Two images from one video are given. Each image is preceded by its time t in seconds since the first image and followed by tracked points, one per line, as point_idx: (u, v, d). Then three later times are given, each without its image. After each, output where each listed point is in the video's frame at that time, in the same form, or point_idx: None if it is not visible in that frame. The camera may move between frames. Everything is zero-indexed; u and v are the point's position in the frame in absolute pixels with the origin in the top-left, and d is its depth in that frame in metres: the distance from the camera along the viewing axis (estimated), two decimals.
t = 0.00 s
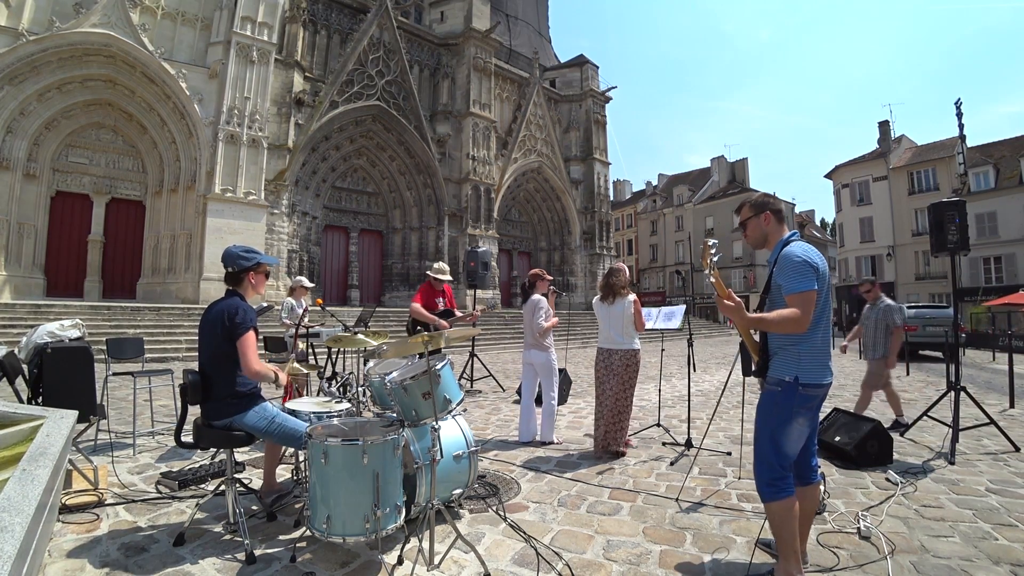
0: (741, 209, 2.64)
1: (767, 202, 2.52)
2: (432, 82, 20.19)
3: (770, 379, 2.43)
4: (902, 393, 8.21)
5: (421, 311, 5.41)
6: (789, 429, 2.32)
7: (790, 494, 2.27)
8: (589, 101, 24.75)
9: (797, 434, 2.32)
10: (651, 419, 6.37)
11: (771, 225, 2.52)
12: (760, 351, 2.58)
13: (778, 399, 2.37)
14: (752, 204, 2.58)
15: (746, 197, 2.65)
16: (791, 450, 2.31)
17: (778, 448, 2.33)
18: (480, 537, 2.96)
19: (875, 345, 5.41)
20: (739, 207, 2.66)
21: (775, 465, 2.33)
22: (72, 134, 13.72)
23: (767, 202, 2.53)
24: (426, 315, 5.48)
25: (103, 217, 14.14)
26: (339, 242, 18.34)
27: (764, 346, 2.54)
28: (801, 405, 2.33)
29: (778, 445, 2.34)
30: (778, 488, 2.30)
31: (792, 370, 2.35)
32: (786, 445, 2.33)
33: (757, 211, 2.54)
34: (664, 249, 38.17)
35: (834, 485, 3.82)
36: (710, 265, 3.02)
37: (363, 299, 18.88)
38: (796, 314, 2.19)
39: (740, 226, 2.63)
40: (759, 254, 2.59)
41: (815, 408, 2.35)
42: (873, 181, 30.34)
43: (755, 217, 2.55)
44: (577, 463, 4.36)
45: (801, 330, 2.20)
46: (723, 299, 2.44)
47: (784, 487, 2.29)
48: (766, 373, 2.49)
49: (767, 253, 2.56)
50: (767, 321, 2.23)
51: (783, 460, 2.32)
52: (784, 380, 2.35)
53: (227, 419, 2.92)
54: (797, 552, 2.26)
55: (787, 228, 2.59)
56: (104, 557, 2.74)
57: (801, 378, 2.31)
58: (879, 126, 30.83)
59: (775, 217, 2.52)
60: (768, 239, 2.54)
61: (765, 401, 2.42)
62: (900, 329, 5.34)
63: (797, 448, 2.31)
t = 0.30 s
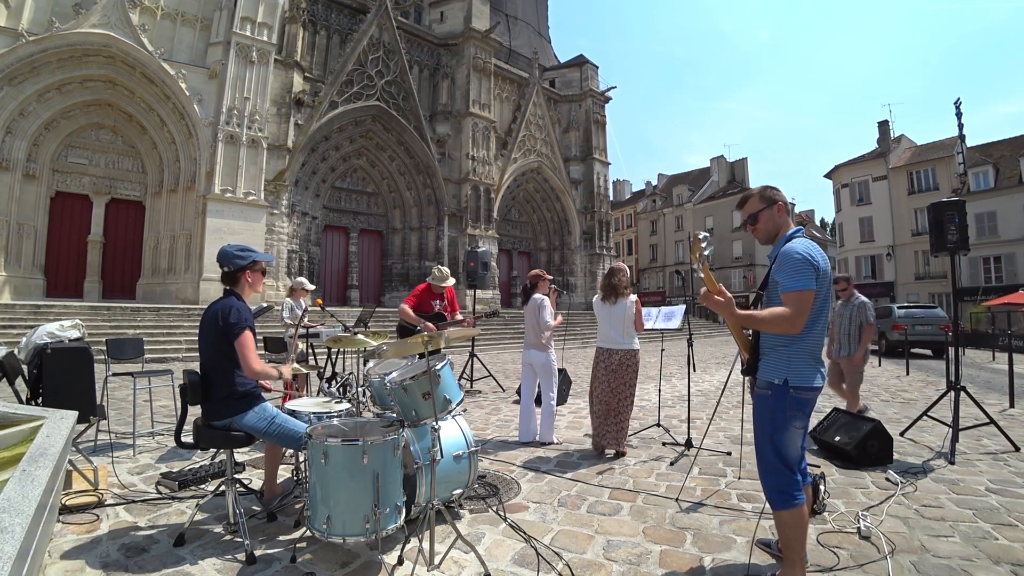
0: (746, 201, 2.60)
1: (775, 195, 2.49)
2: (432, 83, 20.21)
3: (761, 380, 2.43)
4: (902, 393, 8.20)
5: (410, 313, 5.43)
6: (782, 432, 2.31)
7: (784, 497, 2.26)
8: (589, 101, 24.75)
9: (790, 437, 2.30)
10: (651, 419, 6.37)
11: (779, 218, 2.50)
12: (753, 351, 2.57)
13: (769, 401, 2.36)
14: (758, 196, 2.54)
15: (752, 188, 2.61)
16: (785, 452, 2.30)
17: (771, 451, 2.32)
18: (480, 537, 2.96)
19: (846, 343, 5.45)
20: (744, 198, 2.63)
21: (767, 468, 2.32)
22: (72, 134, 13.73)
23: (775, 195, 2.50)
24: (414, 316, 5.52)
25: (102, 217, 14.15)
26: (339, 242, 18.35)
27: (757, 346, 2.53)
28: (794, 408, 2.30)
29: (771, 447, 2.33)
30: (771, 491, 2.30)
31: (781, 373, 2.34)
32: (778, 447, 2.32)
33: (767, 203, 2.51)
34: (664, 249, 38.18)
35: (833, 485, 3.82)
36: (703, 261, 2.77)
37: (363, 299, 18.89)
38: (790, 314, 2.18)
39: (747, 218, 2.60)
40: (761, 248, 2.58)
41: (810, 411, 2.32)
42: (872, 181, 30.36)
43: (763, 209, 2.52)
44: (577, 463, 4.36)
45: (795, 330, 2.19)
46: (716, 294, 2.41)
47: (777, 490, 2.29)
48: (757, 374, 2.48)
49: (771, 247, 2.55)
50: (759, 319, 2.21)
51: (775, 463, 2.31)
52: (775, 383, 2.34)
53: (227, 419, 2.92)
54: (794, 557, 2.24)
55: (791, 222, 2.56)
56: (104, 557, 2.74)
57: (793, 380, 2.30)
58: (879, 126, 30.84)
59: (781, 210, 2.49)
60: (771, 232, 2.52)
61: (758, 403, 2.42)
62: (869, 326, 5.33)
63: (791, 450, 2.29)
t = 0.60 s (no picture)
0: (745, 194, 2.58)
1: (776, 188, 2.49)
2: (432, 83, 20.20)
3: (762, 383, 2.39)
4: (902, 393, 8.20)
5: (408, 312, 5.41)
6: (786, 436, 2.27)
7: (789, 504, 2.22)
8: (589, 101, 24.75)
9: (794, 442, 2.26)
10: (651, 419, 6.37)
11: (780, 212, 2.49)
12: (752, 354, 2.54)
13: (771, 405, 2.32)
14: (757, 189, 2.53)
15: (751, 182, 2.60)
16: (788, 457, 2.26)
17: (775, 456, 2.28)
18: (480, 537, 2.96)
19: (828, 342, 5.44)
20: (743, 192, 2.61)
21: (772, 474, 2.28)
22: (72, 134, 13.73)
23: (776, 189, 2.49)
24: (413, 316, 5.49)
25: (102, 217, 14.15)
26: (339, 242, 18.36)
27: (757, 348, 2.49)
28: (797, 412, 2.26)
29: (774, 453, 2.29)
30: (776, 497, 2.26)
31: (783, 376, 2.29)
32: (782, 452, 2.28)
33: (768, 196, 2.49)
34: (664, 248, 38.18)
35: (834, 485, 3.82)
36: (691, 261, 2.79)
37: (363, 299, 18.89)
38: (794, 314, 2.15)
39: (747, 213, 2.58)
40: (763, 243, 2.57)
41: (813, 414, 2.28)
42: (872, 181, 30.36)
43: (764, 203, 2.51)
44: (577, 464, 4.36)
45: (800, 330, 2.15)
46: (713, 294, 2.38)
47: (782, 496, 2.25)
48: (756, 377, 2.44)
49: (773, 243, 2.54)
50: (764, 319, 2.18)
51: (780, 469, 2.27)
52: (776, 387, 2.30)
53: (228, 419, 2.92)
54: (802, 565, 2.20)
55: (791, 217, 2.55)
56: (104, 557, 2.74)
57: (795, 383, 2.26)
58: (879, 126, 30.85)
59: (782, 205, 2.49)
60: (772, 227, 2.52)
61: (760, 408, 2.38)
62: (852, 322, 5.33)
63: (794, 455, 2.25)
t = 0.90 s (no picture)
0: (745, 192, 2.57)
1: (775, 185, 2.47)
2: (432, 82, 20.20)
3: (764, 386, 2.38)
4: (902, 393, 8.21)
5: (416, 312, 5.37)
6: (788, 440, 2.25)
7: (789, 507, 2.22)
8: (589, 101, 24.73)
9: (794, 446, 2.24)
10: (651, 419, 6.37)
11: (779, 208, 2.49)
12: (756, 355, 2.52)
13: (772, 409, 2.31)
14: (756, 187, 2.53)
15: (749, 178, 2.59)
16: (789, 460, 2.25)
17: (774, 459, 2.28)
18: (480, 537, 2.96)
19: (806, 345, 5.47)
20: (742, 189, 2.61)
21: (771, 478, 2.28)
22: (72, 134, 13.72)
23: (776, 187, 2.48)
24: (421, 316, 5.45)
25: (102, 217, 14.15)
26: (339, 242, 18.36)
27: (760, 350, 2.48)
28: (799, 416, 2.25)
29: (774, 456, 2.29)
30: (775, 500, 2.25)
31: (785, 380, 2.27)
32: (782, 455, 2.27)
33: (765, 193, 2.49)
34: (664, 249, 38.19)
35: (834, 485, 3.83)
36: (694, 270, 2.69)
37: (363, 299, 18.89)
38: (799, 318, 2.13)
39: (744, 211, 2.59)
40: (765, 240, 2.57)
41: (816, 419, 2.26)
42: (873, 181, 30.36)
43: (762, 202, 2.51)
44: (578, 464, 4.36)
45: (805, 335, 2.14)
46: (715, 302, 2.36)
47: (782, 500, 2.24)
48: (760, 380, 2.43)
49: (774, 240, 2.53)
50: (766, 325, 2.18)
51: (780, 473, 2.26)
52: (778, 390, 2.29)
53: (227, 419, 2.92)
54: (802, 567, 2.21)
55: (794, 214, 2.54)
56: (104, 557, 2.74)
57: (797, 387, 2.24)
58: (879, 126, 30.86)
59: (783, 201, 2.48)
60: (774, 224, 2.51)
61: (762, 412, 2.37)
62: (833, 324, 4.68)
63: (795, 459, 2.24)
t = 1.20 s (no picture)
0: (741, 191, 2.58)
1: (772, 184, 2.47)
2: (432, 82, 20.20)
3: (767, 389, 2.38)
4: (902, 393, 8.21)
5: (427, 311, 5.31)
6: (790, 443, 2.24)
7: (792, 509, 2.21)
8: (589, 101, 24.73)
9: (797, 448, 2.23)
10: (651, 419, 6.37)
11: (778, 208, 2.49)
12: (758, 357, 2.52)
13: (774, 411, 2.31)
14: (754, 186, 2.52)
15: (747, 177, 2.58)
16: (791, 462, 2.24)
17: (776, 461, 2.28)
18: (480, 537, 2.96)
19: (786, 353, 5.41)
20: (740, 188, 2.61)
21: (773, 480, 2.28)
22: (72, 134, 13.72)
23: (773, 186, 2.48)
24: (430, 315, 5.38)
25: (102, 216, 14.14)
26: (339, 242, 18.36)
27: (762, 351, 2.48)
28: (800, 418, 2.24)
29: (776, 457, 2.28)
30: (777, 502, 2.26)
31: (787, 383, 2.28)
32: (784, 458, 2.27)
33: (763, 192, 2.49)
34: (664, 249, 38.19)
35: (834, 485, 3.83)
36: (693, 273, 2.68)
37: (363, 299, 18.89)
38: (802, 322, 2.13)
39: (742, 210, 2.59)
40: (763, 239, 2.56)
41: (818, 420, 2.25)
42: (873, 181, 30.37)
43: (758, 201, 2.51)
44: (577, 463, 4.36)
45: (807, 339, 2.14)
46: (716, 306, 2.34)
47: (784, 502, 2.24)
48: (761, 382, 2.43)
49: (773, 240, 2.53)
50: (769, 329, 2.17)
51: (783, 476, 2.25)
52: (780, 392, 2.29)
53: (227, 419, 2.92)
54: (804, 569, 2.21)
55: (793, 212, 2.53)
56: (103, 557, 2.74)
57: (800, 389, 2.23)
58: (879, 126, 30.87)
59: (782, 199, 2.47)
60: (774, 224, 2.51)
61: (764, 414, 2.37)
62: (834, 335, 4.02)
63: (798, 461, 2.23)
